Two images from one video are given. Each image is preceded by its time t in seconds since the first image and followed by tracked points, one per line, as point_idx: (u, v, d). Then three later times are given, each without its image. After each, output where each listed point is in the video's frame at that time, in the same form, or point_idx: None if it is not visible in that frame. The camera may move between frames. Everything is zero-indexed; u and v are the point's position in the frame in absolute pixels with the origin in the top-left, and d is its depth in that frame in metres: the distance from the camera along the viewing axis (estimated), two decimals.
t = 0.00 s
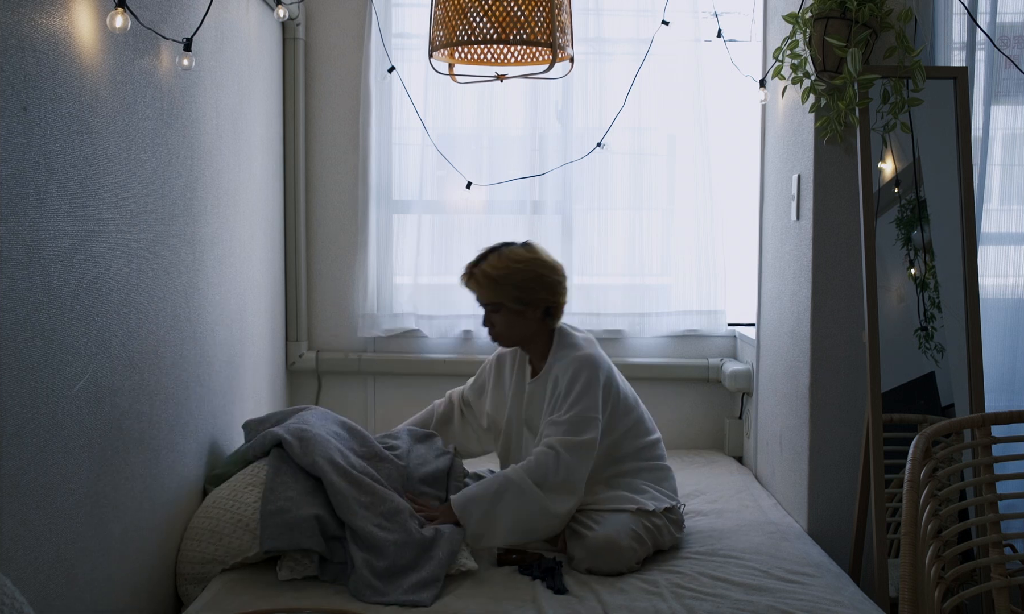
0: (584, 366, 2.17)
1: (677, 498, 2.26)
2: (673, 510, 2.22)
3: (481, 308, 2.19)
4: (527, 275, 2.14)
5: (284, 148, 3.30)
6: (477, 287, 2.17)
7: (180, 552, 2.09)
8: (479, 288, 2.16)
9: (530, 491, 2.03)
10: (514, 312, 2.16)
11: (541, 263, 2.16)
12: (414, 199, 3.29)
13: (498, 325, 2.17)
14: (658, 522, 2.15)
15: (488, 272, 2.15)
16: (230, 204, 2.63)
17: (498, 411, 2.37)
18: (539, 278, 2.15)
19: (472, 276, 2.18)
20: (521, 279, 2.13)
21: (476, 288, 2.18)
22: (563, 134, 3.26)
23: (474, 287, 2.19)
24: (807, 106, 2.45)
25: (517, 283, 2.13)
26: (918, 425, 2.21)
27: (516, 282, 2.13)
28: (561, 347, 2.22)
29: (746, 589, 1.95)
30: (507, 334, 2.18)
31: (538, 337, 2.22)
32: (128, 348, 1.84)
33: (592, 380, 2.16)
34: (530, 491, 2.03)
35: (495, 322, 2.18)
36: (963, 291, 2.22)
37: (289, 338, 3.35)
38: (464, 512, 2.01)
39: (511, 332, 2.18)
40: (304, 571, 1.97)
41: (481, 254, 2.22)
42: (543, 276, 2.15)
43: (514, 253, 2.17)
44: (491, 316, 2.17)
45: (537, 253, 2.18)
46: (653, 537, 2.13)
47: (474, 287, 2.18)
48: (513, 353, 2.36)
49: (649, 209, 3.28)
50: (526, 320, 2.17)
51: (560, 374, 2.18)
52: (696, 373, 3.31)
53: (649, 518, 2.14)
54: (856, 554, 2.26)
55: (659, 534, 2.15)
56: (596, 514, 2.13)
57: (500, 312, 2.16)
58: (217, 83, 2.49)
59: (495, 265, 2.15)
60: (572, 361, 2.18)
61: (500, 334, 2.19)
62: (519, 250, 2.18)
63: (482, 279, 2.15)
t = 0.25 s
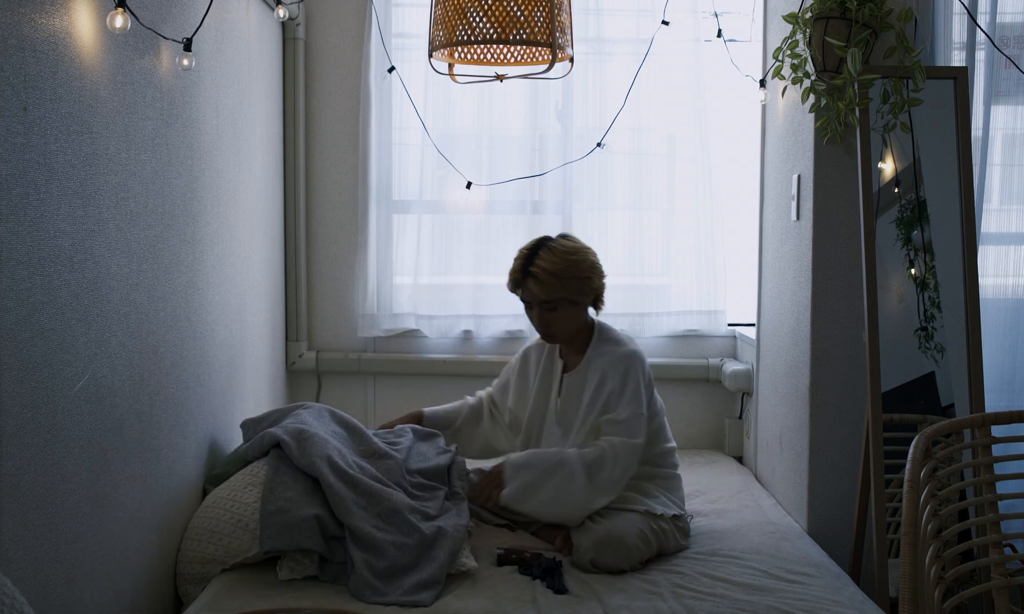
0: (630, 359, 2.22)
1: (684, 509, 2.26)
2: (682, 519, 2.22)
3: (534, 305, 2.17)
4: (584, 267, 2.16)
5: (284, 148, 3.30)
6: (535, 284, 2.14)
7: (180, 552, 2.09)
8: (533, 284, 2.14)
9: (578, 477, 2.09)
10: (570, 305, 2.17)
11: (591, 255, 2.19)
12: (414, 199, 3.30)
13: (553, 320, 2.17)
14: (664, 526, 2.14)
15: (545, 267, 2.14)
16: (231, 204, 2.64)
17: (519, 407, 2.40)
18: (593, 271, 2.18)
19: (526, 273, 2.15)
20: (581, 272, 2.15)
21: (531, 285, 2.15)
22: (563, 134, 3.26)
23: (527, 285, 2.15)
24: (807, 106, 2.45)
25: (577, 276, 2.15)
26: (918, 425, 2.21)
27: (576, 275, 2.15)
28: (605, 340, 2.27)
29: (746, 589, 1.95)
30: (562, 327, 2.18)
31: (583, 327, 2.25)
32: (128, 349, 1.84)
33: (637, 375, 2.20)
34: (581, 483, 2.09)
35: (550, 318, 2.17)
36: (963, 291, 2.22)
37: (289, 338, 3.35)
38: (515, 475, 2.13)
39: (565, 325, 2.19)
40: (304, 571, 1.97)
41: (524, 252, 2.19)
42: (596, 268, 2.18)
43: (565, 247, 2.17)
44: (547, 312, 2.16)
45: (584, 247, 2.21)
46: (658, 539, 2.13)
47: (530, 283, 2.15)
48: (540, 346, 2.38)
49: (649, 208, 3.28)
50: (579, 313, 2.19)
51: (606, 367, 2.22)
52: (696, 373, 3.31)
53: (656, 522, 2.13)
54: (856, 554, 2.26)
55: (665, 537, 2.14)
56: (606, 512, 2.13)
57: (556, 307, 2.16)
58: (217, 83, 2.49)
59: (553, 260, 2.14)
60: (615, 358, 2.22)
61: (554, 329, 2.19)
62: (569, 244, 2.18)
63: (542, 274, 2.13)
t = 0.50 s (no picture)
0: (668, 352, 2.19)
1: (693, 519, 2.24)
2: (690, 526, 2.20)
3: (563, 316, 2.12)
4: (611, 275, 2.12)
5: (284, 148, 3.30)
6: (563, 295, 2.09)
7: (180, 552, 2.08)
8: (561, 294, 2.10)
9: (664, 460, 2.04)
10: (599, 314, 2.13)
11: (617, 261, 2.15)
12: (414, 199, 3.30)
13: (582, 329, 2.13)
14: (673, 531, 2.12)
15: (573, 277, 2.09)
16: (231, 204, 2.63)
17: (552, 421, 2.33)
18: (620, 277, 2.14)
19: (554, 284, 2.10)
20: (609, 281, 2.11)
21: (558, 295, 2.10)
22: (563, 134, 3.26)
23: (554, 296, 2.11)
24: (807, 106, 2.45)
25: (605, 284, 2.11)
26: (918, 425, 2.21)
27: (604, 284, 2.11)
28: (635, 336, 2.24)
29: (746, 589, 1.95)
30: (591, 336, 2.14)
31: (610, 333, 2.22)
32: (128, 349, 1.84)
33: (684, 359, 2.18)
34: (670, 464, 2.04)
35: (579, 327, 2.12)
36: (963, 291, 2.22)
37: (289, 338, 3.35)
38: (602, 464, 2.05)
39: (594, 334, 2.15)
40: (304, 571, 1.96)
41: (549, 261, 2.14)
42: (622, 274, 2.15)
43: (591, 254, 2.13)
44: (576, 322, 2.11)
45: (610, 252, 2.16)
46: (665, 543, 2.11)
47: (558, 294, 2.10)
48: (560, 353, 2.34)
49: (649, 208, 3.28)
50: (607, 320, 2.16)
51: (643, 363, 2.20)
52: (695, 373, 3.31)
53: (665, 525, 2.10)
54: (856, 554, 2.26)
55: (672, 541, 2.12)
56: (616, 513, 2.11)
57: (586, 316, 2.11)
58: (217, 83, 2.49)
59: (580, 269, 2.09)
60: (658, 347, 2.20)
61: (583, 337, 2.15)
62: (594, 250, 2.14)
63: (570, 285, 2.08)
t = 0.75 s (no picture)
0: (685, 348, 2.19)
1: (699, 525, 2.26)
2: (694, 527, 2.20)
3: (574, 328, 2.12)
4: (623, 287, 2.11)
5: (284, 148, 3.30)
6: (573, 308, 2.09)
7: (180, 552, 2.08)
8: (572, 307, 2.10)
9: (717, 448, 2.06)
10: (610, 325, 2.12)
11: (630, 272, 2.14)
12: (414, 199, 3.29)
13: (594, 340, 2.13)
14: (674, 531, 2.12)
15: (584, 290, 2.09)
16: (231, 204, 2.63)
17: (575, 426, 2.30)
18: (632, 289, 2.13)
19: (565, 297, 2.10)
20: (620, 293, 2.10)
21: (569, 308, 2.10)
22: (563, 134, 3.26)
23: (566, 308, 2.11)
24: (807, 106, 2.45)
25: (616, 297, 2.10)
26: (918, 425, 2.21)
27: (615, 297, 2.10)
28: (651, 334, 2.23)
29: (746, 589, 1.95)
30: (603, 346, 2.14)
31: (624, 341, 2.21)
32: (128, 349, 1.84)
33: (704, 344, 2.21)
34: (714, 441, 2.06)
35: (590, 338, 2.12)
36: (963, 291, 2.22)
37: (289, 338, 3.35)
38: (658, 465, 2.03)
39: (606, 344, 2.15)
40: (304, 571, 1.96)
41: (562, 272, 2.14)
42: (634, 285, 2.14)
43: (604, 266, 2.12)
44: (587, 334, 2.11)
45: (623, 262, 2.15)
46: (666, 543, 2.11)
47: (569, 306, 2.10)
48: (575, 357, 2.32)
49: (649, 208, 3.28)
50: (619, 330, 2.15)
51: (662, 365, 2.20)
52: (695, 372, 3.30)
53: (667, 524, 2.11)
54: (856, 554, 2.26)
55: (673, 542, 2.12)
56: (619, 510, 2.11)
57: (597, 328, 2.11)
58: (218, 83, 2.49)
59: (591, 282, 2.09)
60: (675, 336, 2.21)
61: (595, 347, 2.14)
62: (607, 261, 2.13)
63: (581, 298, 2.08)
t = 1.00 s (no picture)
0: (689, 389, 2.20)
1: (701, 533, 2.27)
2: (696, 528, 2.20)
3: (572, 325, 2.13)
4: (624, 289, 2.12)
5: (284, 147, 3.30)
6: (572, 304, 2.11)
7: (180, 552, 2.08)
8: (571, 303, 2.11)
9: (698, 493, 2.12)
10: (608, 327, 2.12)
11: (633, 275, 2.14)
12: (414, 199, 3.29)
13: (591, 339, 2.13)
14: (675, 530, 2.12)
15: (584, 288, 2.10)
16: (231, 204, 2.63)
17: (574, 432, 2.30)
18: (634, 292, 2.13)
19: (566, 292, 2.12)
20: (620, 294, 2.11)
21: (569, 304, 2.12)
22: (563, 134, 3.26)
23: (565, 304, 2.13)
24: (807, 105, 2.45)
25: (615, 298, 2.10)
26: (918, 425, 2.21)
27: (614, 298, 2.10)
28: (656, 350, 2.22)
29: (746, 590, 1.95)
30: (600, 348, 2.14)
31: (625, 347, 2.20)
32: (128, 349, 1.84)
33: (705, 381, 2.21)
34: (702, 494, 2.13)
35: (587, 337, 2.12)
36: (963, 291, 2.22)
37: (289, 338, 3.35)
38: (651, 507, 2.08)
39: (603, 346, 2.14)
40: (304, 571, 1.96)
41: (567, 269, 2.16)
42: (637, 289, 2.14)
43: (607, 267, 2.13)
44: (584, 332, 2.12)
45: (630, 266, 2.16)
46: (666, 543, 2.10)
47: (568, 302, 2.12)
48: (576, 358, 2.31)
49: (649, 208, 3.28)
50: (619, 334, 2.15)
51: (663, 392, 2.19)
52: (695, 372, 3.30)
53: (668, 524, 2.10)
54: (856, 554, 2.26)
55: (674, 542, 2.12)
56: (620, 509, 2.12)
57: (594, 327, 2.11)
58: (218, 83, 2.49)
59: (592, 280, 2.10)
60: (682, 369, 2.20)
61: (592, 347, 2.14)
62: (612, 264, 2.14)
63: (580, 294, 2.10)
